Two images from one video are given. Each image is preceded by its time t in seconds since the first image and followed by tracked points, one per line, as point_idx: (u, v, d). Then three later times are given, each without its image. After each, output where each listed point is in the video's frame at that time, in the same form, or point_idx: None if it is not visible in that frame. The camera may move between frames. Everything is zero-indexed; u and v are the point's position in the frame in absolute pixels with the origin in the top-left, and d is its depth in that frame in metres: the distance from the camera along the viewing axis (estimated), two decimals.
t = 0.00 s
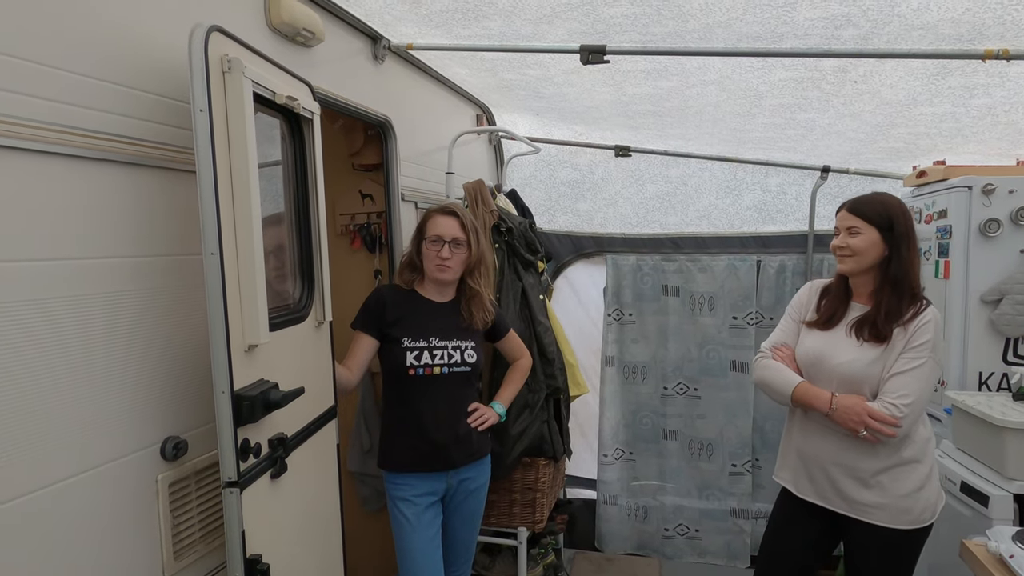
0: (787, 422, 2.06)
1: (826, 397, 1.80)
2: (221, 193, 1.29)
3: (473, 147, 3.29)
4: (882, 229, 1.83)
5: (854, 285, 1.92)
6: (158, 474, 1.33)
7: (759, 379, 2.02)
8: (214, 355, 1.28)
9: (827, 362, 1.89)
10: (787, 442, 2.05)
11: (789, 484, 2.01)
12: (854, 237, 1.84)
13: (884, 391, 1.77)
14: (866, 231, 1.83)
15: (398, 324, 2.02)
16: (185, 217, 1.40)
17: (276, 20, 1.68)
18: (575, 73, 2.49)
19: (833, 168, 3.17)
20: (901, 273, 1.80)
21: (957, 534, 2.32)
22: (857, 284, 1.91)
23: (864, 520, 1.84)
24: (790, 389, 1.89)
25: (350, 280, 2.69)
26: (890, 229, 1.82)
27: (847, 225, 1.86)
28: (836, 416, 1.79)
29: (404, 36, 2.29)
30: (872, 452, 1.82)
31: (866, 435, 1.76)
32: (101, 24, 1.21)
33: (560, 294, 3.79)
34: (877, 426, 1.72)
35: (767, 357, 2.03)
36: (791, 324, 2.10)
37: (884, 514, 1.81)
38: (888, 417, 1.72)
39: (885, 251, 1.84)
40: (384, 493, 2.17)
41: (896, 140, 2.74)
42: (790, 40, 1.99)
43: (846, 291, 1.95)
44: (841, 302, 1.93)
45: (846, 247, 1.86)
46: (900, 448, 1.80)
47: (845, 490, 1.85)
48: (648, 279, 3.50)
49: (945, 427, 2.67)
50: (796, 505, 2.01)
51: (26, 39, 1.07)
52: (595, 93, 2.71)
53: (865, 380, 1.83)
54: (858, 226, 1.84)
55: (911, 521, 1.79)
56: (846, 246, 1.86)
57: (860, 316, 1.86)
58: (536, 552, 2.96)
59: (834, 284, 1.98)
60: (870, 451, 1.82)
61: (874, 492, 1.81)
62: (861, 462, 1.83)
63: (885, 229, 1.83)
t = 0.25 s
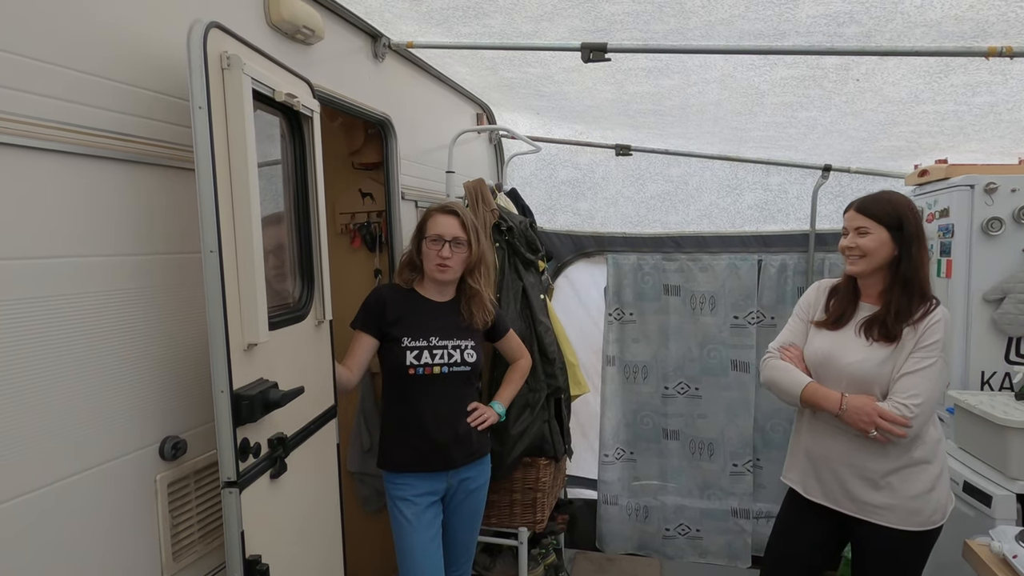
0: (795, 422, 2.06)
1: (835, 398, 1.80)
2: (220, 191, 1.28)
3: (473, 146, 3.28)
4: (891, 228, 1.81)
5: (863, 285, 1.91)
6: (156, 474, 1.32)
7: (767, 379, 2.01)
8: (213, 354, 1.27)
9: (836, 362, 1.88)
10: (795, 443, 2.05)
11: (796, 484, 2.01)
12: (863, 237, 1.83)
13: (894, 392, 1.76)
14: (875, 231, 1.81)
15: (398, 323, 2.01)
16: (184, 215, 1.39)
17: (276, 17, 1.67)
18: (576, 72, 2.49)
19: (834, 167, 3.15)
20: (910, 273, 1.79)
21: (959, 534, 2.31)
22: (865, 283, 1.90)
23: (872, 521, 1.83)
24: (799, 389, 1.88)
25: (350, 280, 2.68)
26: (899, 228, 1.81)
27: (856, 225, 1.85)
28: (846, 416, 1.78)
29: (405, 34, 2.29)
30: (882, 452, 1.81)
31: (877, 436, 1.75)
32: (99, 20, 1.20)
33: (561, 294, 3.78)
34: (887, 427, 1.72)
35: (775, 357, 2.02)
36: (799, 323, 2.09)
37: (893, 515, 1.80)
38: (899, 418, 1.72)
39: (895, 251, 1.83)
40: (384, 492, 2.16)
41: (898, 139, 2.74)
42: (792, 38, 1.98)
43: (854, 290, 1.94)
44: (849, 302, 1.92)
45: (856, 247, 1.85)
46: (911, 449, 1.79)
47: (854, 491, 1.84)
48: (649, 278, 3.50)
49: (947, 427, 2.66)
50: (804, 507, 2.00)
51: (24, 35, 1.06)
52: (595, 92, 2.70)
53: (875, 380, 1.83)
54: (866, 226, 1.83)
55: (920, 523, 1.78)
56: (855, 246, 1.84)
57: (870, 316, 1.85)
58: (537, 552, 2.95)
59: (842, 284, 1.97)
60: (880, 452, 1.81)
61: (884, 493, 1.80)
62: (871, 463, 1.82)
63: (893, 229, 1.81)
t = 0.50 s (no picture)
0: (799, 422, 2.05)
1: (843, 398, 1.79)
2: (215, 188, 1.27)
3: (472, 145, 3.27)
4: (898, 227, 1.80)
5: (869, 284, 1.90)
6: (150, 474, 1.30)
7: (772, 379, 2.00)
8: (208, 353, 1.26)
9: (842, 362, 1.87)
10: (799, 443, 2.04)
11: (801, 485, 2.00)
12: (870, 237, 1.82)
13: (901, 392, 1.75)
14: (881, 230, 1.81)
15: (395, 322, 2.00)
16: (179, 213, 1.38)
17: (272, 15, 1.66)
18: (575, 70, 2.48)
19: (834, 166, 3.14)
20: (918, 273, 1.78)
21: (960, 534, 2.30)
22: (871, 283, 1.89)
23: (877, 522, 1.82)
24: (805, 390, 1.87)
25: (348, 279, 2.67)
26: (906, 228, 1.80)
27: (862, 224, 1.84)
28: (853, 416, 1.77)
29: (403, 32, 2.28)
30: (888, 453, 1.80)
31: (884, 436, 1.74)
32: (93, 16, 1.18)
33: (560, 293, 3.77)
34: (895, 427, 1.70)
35: (779, 357, 2.01)
36: (803, 323, 2.08)
37: (898, 516, 1.79)
38: (907, 418, 1.70)
39: (901, 250, 1.82)
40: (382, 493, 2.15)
41: (897, 138, 2.73)
42: (793, 35, 1.97)
43: (860, 290, 1.93)
44: (855, 301, 1.91)
45: (862, 247, 1.84)
46: (917, 449, 1.78)
47: (859, 493, 1.83)
48: (648, 278, 3.49)
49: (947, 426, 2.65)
50: (807, 507, 2.00)
51: (18, 31, 1.05)
52: (594, 90, 2.69)
53: (882, 380, 1.81)
54: (873, 225, 1.82)
55: (925, 524, 1.77)
56: (862, 245, 1.83)
57: (876, 316, 1.84)
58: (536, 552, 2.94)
59: (847, 283, 1.96)
60: (885, 453, 1.80)
61: (889, 494, 1.79)
62: (876, 463, 1.80)
63: (900, 228, 1.81)
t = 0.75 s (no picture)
0: (802, 422, 2.04)
1: (847, 398, 1.78)
2: (215, 186, 1.26)
3: (472, 144, 3.26)
4: (903, 227, 1.80)
5: (874, 284, 1.89)
6: (150, 474, 1.29)
7: (776, 379, 2.00)
8: (208, 352, 1.25)
9: (847, 362, 1.86)
10: (802, 442, 2.03)
11: (803, 485, 1.99)
12: (875, 237, 1.81)
13: (906, 392, 1.75)
14: (886, 230, 1.80)
15: (395, 323, 1.98)
16: (180, 211, 1.37)
17: (273, 13, 1.65)
18: (576, 69, 2.47)
19: (835, 165, 3.13)
20: (923, 273, 1.78)
21: (962, 535, 2.29)
22: (876, 283, 1.88)
23: (880, 522, 1.82)
24: (809, 390, 1.87)
25: (348, 279, 2.66)
26: (911, 227, 1.80)
27: (867, 224, 1.83)
28: (857, 417, 1.76)
29: (403, 30, 2.27)
30: (892, 453, 1.79)
31: (889, 437, 1.73)
32: (93, 13, 1.17)
33: (560, 293, 3.76)
34: (900, 428, 1.70)
35: (783, 357, 2.01)
36: (807, 323, 2.07)
37: (902, 517, 1.78)
38: (913, 419, 1.70)
39: (906, 250, 1.81)
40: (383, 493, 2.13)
41: (899, 137, 2.72)
42: (795, 33, 1.96)
43: (865, 289, 1.92)
44: (860, 301, 1.91)
45: (867, 247, 1.83)
46: (921, 450, 1.77)
47: (862, 493, 1.83)
48: (648, 277, 3.48)
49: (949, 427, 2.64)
50: (810, 508, 2.00)
51: (16, 28, 1.04)
52: (595, 90, 2.68)
53: (887, 380, 1.81)
54: (877, 225, 1.81)
55: (930, 525, 1.76)
56: (866, 246, 1.83)
57: (881, 316, 1.83)
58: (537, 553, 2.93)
59: (851, 283, 1.96)
60: (890, 453, 1.79)
61: (894, 495, 1.79)
62: (880, 463, 1.80)
63: (905, 228, 1.80)
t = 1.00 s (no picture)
0: (804, 421, 2.04)
1: (849, 398, 1.78)
2: (219, 187, 1.25)
3: (473, 144, 3.26)
4: (905, 228, 1.80)
5: (876, 284, 1.90)
6: (153, 476, 1.29)
7: (778, 378, 2.00)
8: (212, 352, 1.25)
9: (849, 362, 1.86)
10: (803, 441, 2.03)
11: (805, 485, 1.99)
12: (876, 237, 1.82)
13: (909, 392, 1.75)
14: (889, 231, 1.80)
15: (398, 324, 1.98)
16: (183, 212, 1.37)
17: (275, 13, 1.65)
18: (578, 69, 2.47)
19: (836, 166, 3.13)
20: (926, 273, 1.78)
21: (963, 535, 2.30)
22: (879, 283, 1.89)
23: (882, 523, 1.82)
24: (811, 389, 1.87)
25: (349, 279, 2.65)
26: (913, 228, 1.80)
27: (869, 224, 1.84)
28: (859, 416, 1.76)
29: (405, 31, 2.27)
30: (894, 454, 1.79)
31: (891, 437, 1.73)
32: (96, 13, 1.17)
33: (561, 293, 3.76)
34: (902, 428, 1.70)
35: (785, 356, 2.01)
36: (810, 323, 2.07)
37: (904, 517, 1.78)
38: (915, 419, 1.70)
39: (908, 251, 1.81)
40: (385, 494, 2.13)
41: (900, 138, 2.72)
42: (798, 34, 1.96)
43: (868, 290, 1.92)
44: (862, 301, 1.91)
45: (868, 247, 1.84)
46: (923, 450, 1.77)
47: (864, 493, 1.83)
48: (649, 277, 3.48)
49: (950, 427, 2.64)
50: (810, 508, 2.00)
51: (20, 28, 1.04)
52: (597, 90, 2.68)
53: (889, 380, 1.81)
54: (879, 225, 1.82)
55: (931, 525, 1.76)
56: (869, 246, 1.83)
57: (883, 316, 1.83)
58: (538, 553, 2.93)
59: (854, 283, 1.96)
60: (892, 453, 1.79)
61: (895, 495, 1.79)
62: (882, 464, 1.80)
63: (907, 228, 1.80)
